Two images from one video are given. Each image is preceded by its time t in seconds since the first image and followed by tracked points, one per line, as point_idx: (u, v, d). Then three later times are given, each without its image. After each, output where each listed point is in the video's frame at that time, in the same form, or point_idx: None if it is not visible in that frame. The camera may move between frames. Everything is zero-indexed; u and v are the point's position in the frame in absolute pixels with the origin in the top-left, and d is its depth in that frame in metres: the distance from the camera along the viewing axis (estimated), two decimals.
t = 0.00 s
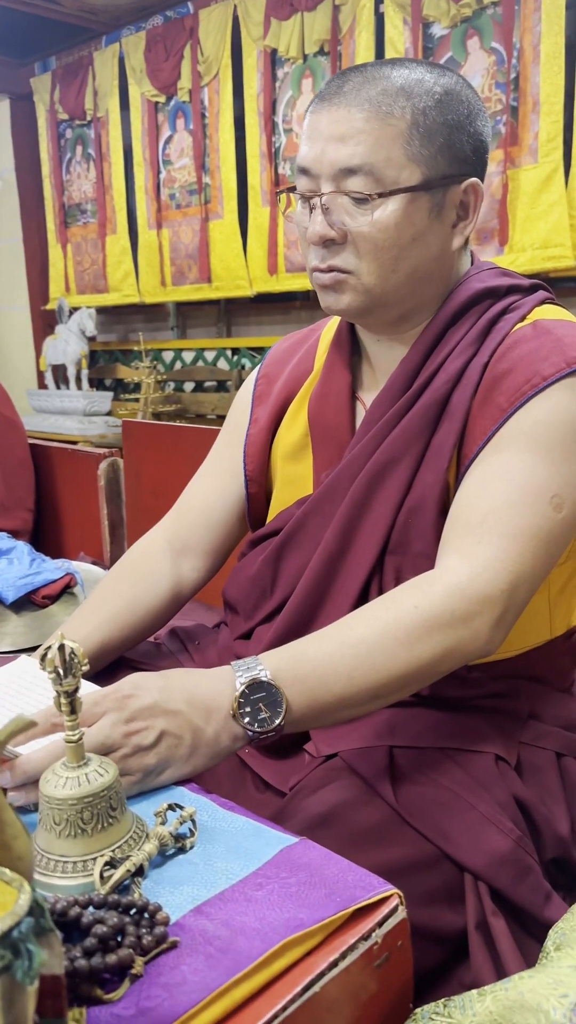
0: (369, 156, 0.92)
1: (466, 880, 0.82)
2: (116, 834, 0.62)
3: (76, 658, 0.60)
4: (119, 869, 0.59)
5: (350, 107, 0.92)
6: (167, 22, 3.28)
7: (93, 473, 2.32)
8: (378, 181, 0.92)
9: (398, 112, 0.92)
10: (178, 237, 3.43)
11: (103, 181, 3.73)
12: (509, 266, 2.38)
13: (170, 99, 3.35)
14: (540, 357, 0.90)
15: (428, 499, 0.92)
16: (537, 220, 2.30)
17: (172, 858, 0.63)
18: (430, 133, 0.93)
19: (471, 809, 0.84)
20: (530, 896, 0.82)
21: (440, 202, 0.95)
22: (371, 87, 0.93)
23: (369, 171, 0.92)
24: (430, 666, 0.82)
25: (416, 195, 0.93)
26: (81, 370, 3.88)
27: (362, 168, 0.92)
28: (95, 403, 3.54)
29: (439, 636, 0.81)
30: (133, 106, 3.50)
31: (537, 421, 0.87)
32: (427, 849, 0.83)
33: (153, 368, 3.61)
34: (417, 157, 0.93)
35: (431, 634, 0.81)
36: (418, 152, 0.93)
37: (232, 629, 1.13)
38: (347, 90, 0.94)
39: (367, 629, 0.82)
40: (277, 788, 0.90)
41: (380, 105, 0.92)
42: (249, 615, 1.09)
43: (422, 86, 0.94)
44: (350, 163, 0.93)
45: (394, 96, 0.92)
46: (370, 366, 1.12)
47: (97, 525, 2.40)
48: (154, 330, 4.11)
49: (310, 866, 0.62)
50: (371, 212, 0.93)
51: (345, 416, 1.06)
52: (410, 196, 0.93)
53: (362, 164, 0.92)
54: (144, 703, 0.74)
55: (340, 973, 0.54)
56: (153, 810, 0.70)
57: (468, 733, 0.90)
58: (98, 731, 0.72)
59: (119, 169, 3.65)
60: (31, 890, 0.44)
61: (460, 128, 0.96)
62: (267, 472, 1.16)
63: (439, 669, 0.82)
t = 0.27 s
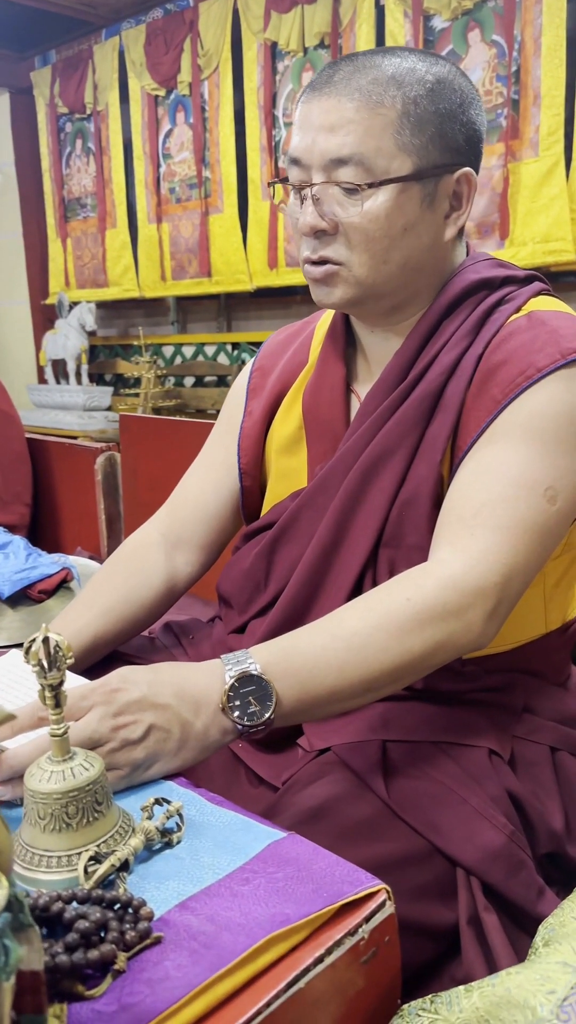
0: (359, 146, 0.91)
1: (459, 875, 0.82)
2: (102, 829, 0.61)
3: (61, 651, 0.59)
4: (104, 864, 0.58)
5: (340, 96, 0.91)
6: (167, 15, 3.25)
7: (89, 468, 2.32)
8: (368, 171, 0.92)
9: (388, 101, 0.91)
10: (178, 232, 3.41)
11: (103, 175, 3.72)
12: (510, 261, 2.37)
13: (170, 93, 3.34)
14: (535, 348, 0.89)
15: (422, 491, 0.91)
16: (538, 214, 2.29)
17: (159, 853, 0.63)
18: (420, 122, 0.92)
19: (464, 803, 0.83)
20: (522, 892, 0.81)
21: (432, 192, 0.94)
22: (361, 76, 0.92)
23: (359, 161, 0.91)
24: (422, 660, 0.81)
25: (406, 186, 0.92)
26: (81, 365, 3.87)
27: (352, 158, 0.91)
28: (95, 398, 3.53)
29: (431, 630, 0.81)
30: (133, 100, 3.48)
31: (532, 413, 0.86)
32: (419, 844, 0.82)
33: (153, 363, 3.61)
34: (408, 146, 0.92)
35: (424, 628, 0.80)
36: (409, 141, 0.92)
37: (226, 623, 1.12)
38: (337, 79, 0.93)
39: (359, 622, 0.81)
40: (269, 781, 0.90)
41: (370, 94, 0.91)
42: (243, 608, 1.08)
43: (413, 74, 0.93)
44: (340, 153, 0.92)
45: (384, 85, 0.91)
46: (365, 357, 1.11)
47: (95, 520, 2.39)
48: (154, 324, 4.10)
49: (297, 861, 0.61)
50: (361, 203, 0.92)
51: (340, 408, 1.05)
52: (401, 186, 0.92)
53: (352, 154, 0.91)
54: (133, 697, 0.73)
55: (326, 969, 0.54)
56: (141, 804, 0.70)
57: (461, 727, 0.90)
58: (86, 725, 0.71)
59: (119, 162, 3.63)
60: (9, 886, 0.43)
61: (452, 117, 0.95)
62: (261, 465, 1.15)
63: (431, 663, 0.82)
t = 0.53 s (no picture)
0: (352, 146, 0.90)
1: (454, 878, 0.81)
2: (93, 832, 0.61)
3: (52, 653, 0.59)
4: (95, 868, 0.58)
5: (333, 96, 0.91)
6: (168, 11, 3.24)
7: (88, 466, 2.32)
8: (361, 171, 0.91)
9: (381, 101, 0.90)
10: (179, 228, 3.40)
11: (104, 171, 3.71)
12: (511, 258, 2.36)
13: (171, 89, 3.33)
14: (534, 347, 0.88)
15: (419, 492, 0.90)
16: (540, 210, 2.28)
17: (151, 856, 0.62)
18: (415, 121, 0.91)
19: (459, 806, 0.83)
20: (518, 894, 0.81)
21: (427, 191, 0.93)
22: (354, 75, 0.91)
23: (352, 161, 0.91)
24: (417, 663, 0.80)
25: (400, 185, 0.91)
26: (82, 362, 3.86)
27: (345, 158, 0.91)
28: (96, 395, 3.53)
29: (427, 632, 0.80)
30: (134, 96, 3.47)
31: (531, 413, 0.85)
32: (415, 847, 0.82)
33: (154, 360, 3.60)
34: (402, 145, 0.91)
35: (420, 630, 0.80)
36: (403, 140, 0.91)
37: (222, 623, 1.12)
38: (330, 79, 0.92)
39: (355, 624, 0.80)
40: (265, 782, 0.89)
41: (363, 94, 0.90)
42: (240, 608, 1.07)
43: (407, 73, 0.92)
44: (333, 153, 0.91)
45: (377, 85, 0.90)
46: (363, 356, 1.11)
47: (94, 518, 2.39)
48: (155, 321, 4.09)
49: (290, 864, 0.61)
50: (354, 204, 0.92)
51: (337, 407, 1.04)
52: (394, 186, 0.91)
53: (345, 154, 0.91)
54: (126, 699, 0.73)
55: (319, 975, 0.53)
56: (133, 808, 0.69)
57: (457, 729, 0.89)
58: (80, 727, 0.71)
59: (120, 158, 3.62)
60: None
61: (447, 115, 0.94)
62: (259, 464, 1.15)
63: (426, 666, 0.81)
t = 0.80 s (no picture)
0: (365, 143, 0.90)
1: (458, 877, 0.81)
2: (97, 829, 0.61)
3: (56, 650, 0.59)
4: (99, 865, 0.58)
5: (346, 92, 0.90)
6: (171, 8, 3.23)
7: (91, 464, 2.32)
8: (374, 169, 0.90)
9: (395, 98, 0.89)
10: (182, 225, 3.40)
11: (107, 168, 3.70)
12: (515, 255, 2.35)
13: (175, 85, 3.33)
14: (543, 347, 0.88)
15: (426, 491, 0.90)
16: (544, 208, 2.27)
17: (155, 854, 0.62)
18: (429, 119, 0.91)
19: (464, 805, 0.82)
20: (523, 893, 0.80)
21: (440, 189, 0.93)
22: (368, 70, 0.91)
23: (365, 159, 0.90)
24: (424, 663, 0.80)
25: (414, 184, 0.91)
26: (85, 359, 3.86)
27: (358, 156, 0.90)
28: (99, 392, 3.52)
29: (434, 632, 0.80)
30: (138, 93, 3.47)
31: (539, 413, 0.85)
32: (418, 845, 0.82)
33: (157, 358, 3.60)
34: (415, 143, 0.91)
35: (426, 631, 0.79)
36: (416, 138, 0.90)
37: (226, 620, 1.11)
38: (343, 74, 0.92)
39: (361, 624, 0.80)
40: (268, 780, 0.89)
41: (377, 91, 0.89)
42: (244, 606, 1.07)
43: (422, 69, 0.92)
44: (346, 150, 0.90)
45: (391, 81, 0.90)
46: (370, 353, 1.10)
47: (97, 516, 2.39)
48: (158, 319, 4.09)
49: (295, 863, 0.60)
50: (366, 202, 0.91)
51: (343, 404, 1.04)
52: (407, 185, 0.91)
53: (358, 152, 0.90)
54: (130, 696, 0.72)
55: (323, 974, 0.53)
56: (136, 805, 0.69)
57: (462, 728, 0.89)
58: (84, 724, 0.71)
59: (123, 155, 3.62)
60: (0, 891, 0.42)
61: (461, 112, 0.93)
62: (263, 460, 1.14)
63: (433, 666, 0.81)
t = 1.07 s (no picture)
0: (387, 140, 0.89)
1: (459, 877, 0.81)
2: (96, 829, 0.60)
3: (55, 649, 0.59)
4: (97, 865, 0.57)
5: (367, 88, 0.89)
6: (175, 5, 3.23)
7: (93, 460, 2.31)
8: (397, 167, 0.90)
9: (418, 95, 0.89)
10: (184, 223, 3.39)
11: (110, 165, 3.70)
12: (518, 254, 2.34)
13: (178, 83, 3.32)
14: (551, 348, 0.87)
15: (430, 491, 0.90)
16: (547, 207, 2.26)
17: (154, 853, 0.62)
18: (450, 116, 0.90)
19: (465, 804, 0.82)
20: (524, 894, 0.80)
21: (459, 187, 0.93)
22: (389, 66, 0.90)
23: (387, 156, 0.89)
24: (427, 663, 0.80)
25: (435, 182, 0.91)
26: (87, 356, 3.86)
27: (380, 153, 0.89)
28: (101, 390, 3.52)
29: (436, 632, 0.79)
30: (140, 90, 3.47)
31: (546, 414, 0.85)
32: (420, 845, 0.81)
33: (159, 356, 3.59)
34: (437, 140, 0.90)
35: (429, 631, 0.79)
36: (438, 135, 0.90)
37: (227, 617, 1.11)
38: (363, 70, 0.91)
39: (364, 623, 0.80)
40: (269, 779, 0.88)
41: (399, 87, 0.89)
42: (245, 603, 1.07)
43: (442, 66, 0.91)
44: (367, 147, 0.90)
45: (413, 77, 0.89)
46: (376, 349, 1.10)
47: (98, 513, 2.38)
48: (161, 316, 4.08)
49: (295, 864, 0.60)
50: (390, 200, 0.91)
51: (347, 401, 1.04)
52: (429, 183, 0.91)
53: (380, 149, 0.89)
54: (130, 695, 0.72)
55: (322, 975, 0.53)
56: (136, 804, 0.69)
57: (463, 727, 0.88)
58: (84, 722, 0.71)
59: (125, 152, 3.61)
60: None
61: (480, 109, 0.93)
62: (265, 456, 1.14)
63: (436, 666, 0.81)
